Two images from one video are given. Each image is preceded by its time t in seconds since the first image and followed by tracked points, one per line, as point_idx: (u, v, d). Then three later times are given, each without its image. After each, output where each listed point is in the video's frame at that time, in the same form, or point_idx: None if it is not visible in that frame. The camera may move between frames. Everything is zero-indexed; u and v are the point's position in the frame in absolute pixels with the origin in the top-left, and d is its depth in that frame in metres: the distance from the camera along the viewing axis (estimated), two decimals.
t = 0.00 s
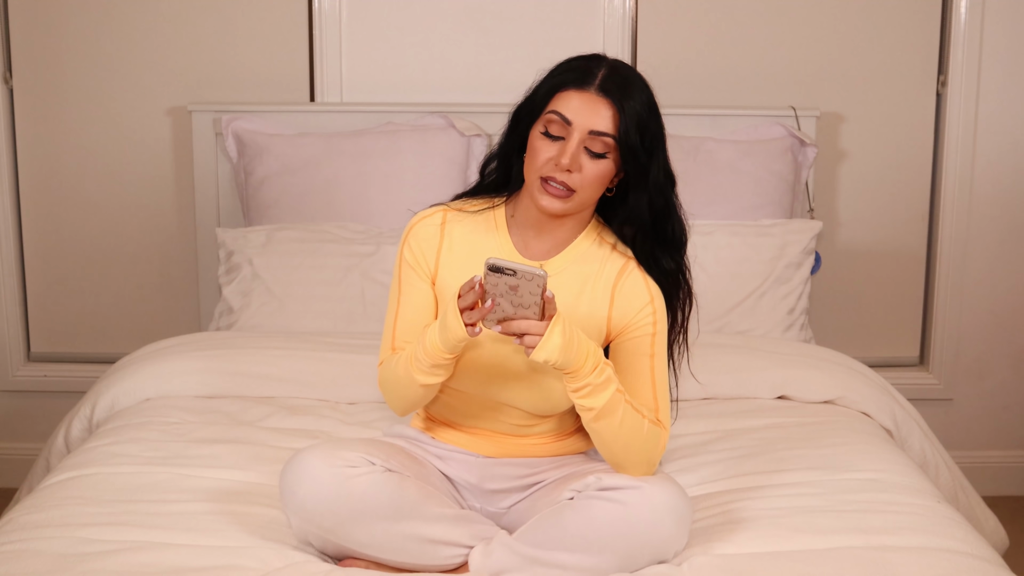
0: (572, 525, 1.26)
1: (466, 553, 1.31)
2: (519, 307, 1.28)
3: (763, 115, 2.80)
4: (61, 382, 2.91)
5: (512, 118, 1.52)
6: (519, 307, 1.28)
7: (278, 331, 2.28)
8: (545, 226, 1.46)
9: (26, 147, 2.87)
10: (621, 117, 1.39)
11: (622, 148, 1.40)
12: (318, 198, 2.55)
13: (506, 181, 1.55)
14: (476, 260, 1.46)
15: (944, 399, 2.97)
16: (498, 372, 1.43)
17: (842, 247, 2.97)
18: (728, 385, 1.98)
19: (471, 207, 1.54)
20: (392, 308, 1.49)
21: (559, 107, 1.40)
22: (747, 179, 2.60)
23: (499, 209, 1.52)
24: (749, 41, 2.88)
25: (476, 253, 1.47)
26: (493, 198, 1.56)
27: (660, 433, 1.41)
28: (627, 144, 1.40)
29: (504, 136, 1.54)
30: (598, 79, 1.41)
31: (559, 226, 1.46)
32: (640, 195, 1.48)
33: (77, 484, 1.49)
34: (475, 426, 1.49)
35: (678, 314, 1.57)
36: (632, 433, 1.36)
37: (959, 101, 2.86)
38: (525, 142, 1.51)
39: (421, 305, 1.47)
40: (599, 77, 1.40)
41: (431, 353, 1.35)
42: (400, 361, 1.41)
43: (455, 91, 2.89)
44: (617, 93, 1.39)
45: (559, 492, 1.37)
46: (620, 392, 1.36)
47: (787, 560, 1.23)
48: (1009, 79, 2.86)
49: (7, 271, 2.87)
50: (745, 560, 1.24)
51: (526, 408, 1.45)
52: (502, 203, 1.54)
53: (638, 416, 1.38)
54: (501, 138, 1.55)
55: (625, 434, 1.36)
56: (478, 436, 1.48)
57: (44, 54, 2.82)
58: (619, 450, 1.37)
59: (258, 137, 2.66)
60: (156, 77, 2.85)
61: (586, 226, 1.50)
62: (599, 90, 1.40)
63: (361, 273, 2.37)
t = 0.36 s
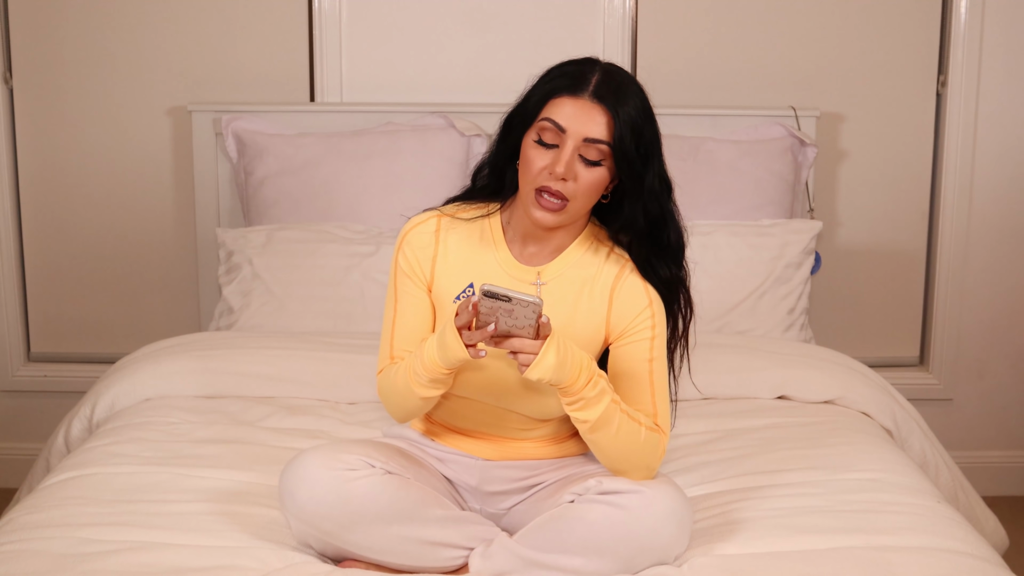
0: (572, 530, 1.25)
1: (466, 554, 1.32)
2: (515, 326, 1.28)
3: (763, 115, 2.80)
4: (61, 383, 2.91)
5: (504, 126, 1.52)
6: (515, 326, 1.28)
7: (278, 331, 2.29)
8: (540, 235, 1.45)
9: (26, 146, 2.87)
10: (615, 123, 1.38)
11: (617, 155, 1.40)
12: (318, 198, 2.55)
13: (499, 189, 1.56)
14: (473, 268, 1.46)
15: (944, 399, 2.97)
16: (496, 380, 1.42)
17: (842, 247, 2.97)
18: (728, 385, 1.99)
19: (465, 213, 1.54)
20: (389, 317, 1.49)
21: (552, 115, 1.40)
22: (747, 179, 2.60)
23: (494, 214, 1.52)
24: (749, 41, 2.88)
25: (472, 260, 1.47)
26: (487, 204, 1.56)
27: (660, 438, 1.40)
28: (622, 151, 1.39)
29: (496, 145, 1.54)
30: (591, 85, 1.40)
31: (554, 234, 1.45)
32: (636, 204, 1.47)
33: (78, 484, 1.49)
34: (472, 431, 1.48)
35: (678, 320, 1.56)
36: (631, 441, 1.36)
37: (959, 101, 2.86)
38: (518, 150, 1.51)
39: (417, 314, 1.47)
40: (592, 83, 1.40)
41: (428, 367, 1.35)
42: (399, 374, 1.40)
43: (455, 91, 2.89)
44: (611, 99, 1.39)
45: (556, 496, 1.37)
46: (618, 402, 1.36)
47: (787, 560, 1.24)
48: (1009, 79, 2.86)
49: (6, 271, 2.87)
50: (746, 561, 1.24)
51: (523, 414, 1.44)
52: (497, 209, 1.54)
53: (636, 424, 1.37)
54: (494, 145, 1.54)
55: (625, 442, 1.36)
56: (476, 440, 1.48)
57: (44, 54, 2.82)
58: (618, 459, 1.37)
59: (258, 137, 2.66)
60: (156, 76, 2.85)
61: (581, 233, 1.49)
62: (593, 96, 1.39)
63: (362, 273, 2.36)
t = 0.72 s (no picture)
0: (572, 531, 1.25)
1: (466, 554, 1.32)
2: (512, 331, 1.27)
3: (763, 115, 2.80)
4: (61, 382, 2.91)
5: (498, 127, 1.51)
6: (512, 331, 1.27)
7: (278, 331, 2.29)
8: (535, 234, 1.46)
9: (26, 146, 2.87)
10: (613, 125, 1.38)
11: (613, 157, 1.39)
12: (318, 198, 2.55)
13: (493, 190, 1.55)
14: (469, 266, 1.46)
15: (944, 399, 2.97)
16: (492, 380, 1.41)
17: (842, 247, 2.97)
18: (728, 385, 1.99)
19: (460, 213, 1.54)
20: (384, 314, 1.49)
21: (550, 116, 1.39)
22: (746, 179, 2.60)
23: (490, 214, 1.52)
24: (749, 41, 2.88)
25: (467, 257, 1.47)
26: (482, 205, 1.55)
27: (660, 438, 1.40)
28: (619, 153, 1.39)
29: (489, 146, 1.53)
30: (589, 86, 1.40)
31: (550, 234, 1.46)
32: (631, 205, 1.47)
33: (78, 484, 1.49)
34: (469, 432, 1.48)
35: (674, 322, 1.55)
36: (632, 441, 1.36)
37: (959, 101, 2.86)
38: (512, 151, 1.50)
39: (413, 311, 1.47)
40: (589, 84, 1.39)
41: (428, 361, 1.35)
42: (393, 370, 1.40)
43: (455, 91, 2.89)
44: (610, 100, 1.38)
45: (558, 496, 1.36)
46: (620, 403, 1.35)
47: (787, 560, 1.24)
48: (1008, 80, 2.86)
49: (6, 271, 2.87)
50: (746, 560, 1.24)
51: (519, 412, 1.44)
52: (492, 210, 1.53)
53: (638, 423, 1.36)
54: (488, 146, 1.54)
55: (626, 442, 1.36)
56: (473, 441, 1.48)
57: (44, 54, 2.82)
58: (621, 459, 1.37)
59: (259, 137, 2.66)
60: (156, 76, 2.85)
61: (577, 232, 1.49)
62: (590, 97, 1.38)
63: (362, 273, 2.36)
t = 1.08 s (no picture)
0: (572, 530, 1.25)
1: (466, 554, 1.31)
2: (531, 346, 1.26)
3: (763, 115, 2.80)
4: (61, 383, 2.91)
5: (495, 124, 1.53)
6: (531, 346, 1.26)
7: (278, 331, 2.29)
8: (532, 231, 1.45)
9: (25, 146, 2.87)
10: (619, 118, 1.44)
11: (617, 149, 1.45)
12: (318, 197, 2.55)
13: (485, 188, 1.56)
14: (460, 267, 1.45)
15: (944, 399, 2.97)
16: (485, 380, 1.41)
17: (842, 247, 2.97)
18: (728, 385, 1.99)
19: (450, 214, 1.54)
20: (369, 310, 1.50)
21: (559, 106, 1.43)
22: (747, 179, 2.60)
23: (482, 214, 1.52)
24: (749, 41, 2.88)
25: (457, 259, 1.46)
26: (473, 203, 1.55)
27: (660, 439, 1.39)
28: (627, 147, 1.45)
29: (484, 143, 1.55)
30: (597, 82, 1.44)
31: (545, 230, 1.45)
32: (628, 203, 1.50)
33: (78, 484, 1.49)
34: (464, 431, 1.48)
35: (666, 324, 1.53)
36: (634, 442, 1.36)
37: (959, 100, 2.86)
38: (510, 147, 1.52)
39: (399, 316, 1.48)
40: (596, 79, 1.44)
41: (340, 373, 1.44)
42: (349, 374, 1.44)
43: (456, 91, 2.89)
44: (617, 95, 1.44)
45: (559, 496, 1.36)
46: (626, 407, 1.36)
47: (787, 560, 1.24)
48: (1008, 80, 2.86)
49: (6, 270, 2.87)
50: (746, 560, 1.24)
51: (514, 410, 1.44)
52: (483, 209, 1.53)
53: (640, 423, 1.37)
54: (481, 143, 1.55)
55: (628, 442, 1.36)
56: (468, 442, 1.48)
57: (44, 54, 2.82)
58: (625, 460, 1.37)
59: (259, 137, 2.66)
60: (156, 76, 2.85)
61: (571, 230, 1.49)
62: (599, 91, 1.44)
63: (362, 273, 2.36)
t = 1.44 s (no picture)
0: (572, 527, 1.26)
1: (466, 554, 1.30)
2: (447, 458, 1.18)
3: (763, 115, 2.80)
4: (61, 383, 2.91)
5: (473, 125, 1.48)
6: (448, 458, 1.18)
7: (278, 331, 2.29)
8: (513, 232, 1.41)
9: (25, 146, 2.87)
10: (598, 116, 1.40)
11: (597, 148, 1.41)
12: (318, 197, 2.55)
13: (467, 189, 1.50)
14: (445, 273, 1.41)
15: (945, 399, 2.97)
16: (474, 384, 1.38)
17: (842, 247, 2.97)
18: (728, 385, 1.98)
19: (431, 221, 1.48)
20: (350, 331, 1.43)
21: (538, 105, 1.39)
22: (747, 179, 2.60)
23: (462, 219, 1.47)
24: (749, 41, 2.88)
25: (442, 265, 1.42)
26: (454, 208, 1.50)
27: (648, 445, 1.32)
28: (605, 146, 1.42)
29: (464, 144, 1.50)
30: (575, 79, 1.41)
31: (526, 231, 1.41)
32: (609, 200, 1.46)
33: (79, 483, 1.49)
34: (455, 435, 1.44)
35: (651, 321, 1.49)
36: (613, 450, 1.28)
37: (959, 100, 2.86)
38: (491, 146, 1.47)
39: (383, 330, 1.42)
40: (575, 77, 1.41)
41: (349, 451, 1.31)
42: (343, 434, 1.33)
43: (456, 92, 2.89)
44: (596, 92, 1.41)
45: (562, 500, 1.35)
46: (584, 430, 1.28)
47: (787, 560, 1.23)
48: (1008, 80, 2.86)
49: (6, 270, 2.87)
50: (747, 561, 1.24)
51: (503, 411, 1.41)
52: (464, 213, 1.48)
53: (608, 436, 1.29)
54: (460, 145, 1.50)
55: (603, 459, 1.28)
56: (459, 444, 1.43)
57: (44, 54, 2.82)
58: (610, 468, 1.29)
59: (259, 137, 2.66)
60: (156, 76, 2.85)
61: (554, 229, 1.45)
62: (579, 89, 1.40)
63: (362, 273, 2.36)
